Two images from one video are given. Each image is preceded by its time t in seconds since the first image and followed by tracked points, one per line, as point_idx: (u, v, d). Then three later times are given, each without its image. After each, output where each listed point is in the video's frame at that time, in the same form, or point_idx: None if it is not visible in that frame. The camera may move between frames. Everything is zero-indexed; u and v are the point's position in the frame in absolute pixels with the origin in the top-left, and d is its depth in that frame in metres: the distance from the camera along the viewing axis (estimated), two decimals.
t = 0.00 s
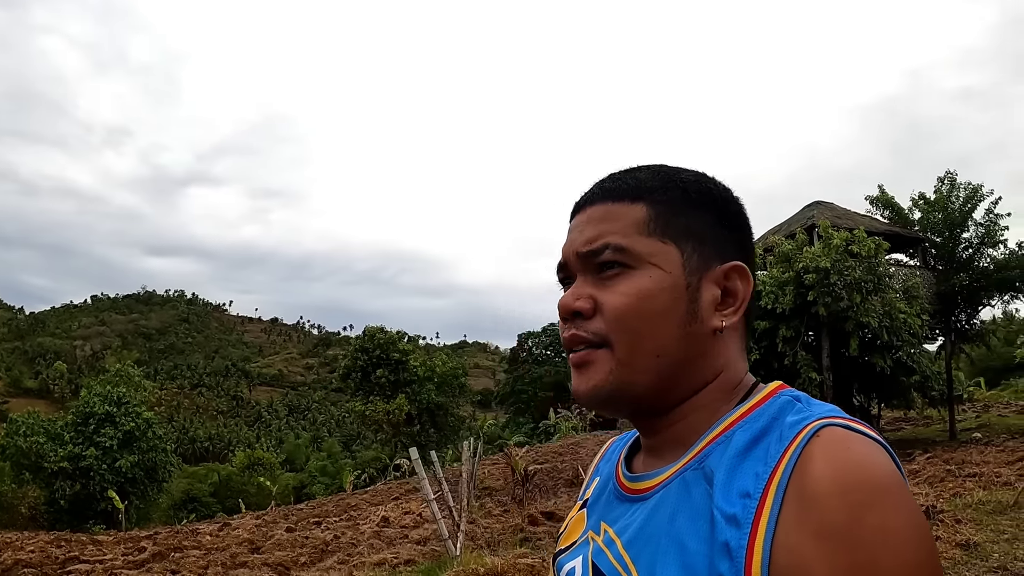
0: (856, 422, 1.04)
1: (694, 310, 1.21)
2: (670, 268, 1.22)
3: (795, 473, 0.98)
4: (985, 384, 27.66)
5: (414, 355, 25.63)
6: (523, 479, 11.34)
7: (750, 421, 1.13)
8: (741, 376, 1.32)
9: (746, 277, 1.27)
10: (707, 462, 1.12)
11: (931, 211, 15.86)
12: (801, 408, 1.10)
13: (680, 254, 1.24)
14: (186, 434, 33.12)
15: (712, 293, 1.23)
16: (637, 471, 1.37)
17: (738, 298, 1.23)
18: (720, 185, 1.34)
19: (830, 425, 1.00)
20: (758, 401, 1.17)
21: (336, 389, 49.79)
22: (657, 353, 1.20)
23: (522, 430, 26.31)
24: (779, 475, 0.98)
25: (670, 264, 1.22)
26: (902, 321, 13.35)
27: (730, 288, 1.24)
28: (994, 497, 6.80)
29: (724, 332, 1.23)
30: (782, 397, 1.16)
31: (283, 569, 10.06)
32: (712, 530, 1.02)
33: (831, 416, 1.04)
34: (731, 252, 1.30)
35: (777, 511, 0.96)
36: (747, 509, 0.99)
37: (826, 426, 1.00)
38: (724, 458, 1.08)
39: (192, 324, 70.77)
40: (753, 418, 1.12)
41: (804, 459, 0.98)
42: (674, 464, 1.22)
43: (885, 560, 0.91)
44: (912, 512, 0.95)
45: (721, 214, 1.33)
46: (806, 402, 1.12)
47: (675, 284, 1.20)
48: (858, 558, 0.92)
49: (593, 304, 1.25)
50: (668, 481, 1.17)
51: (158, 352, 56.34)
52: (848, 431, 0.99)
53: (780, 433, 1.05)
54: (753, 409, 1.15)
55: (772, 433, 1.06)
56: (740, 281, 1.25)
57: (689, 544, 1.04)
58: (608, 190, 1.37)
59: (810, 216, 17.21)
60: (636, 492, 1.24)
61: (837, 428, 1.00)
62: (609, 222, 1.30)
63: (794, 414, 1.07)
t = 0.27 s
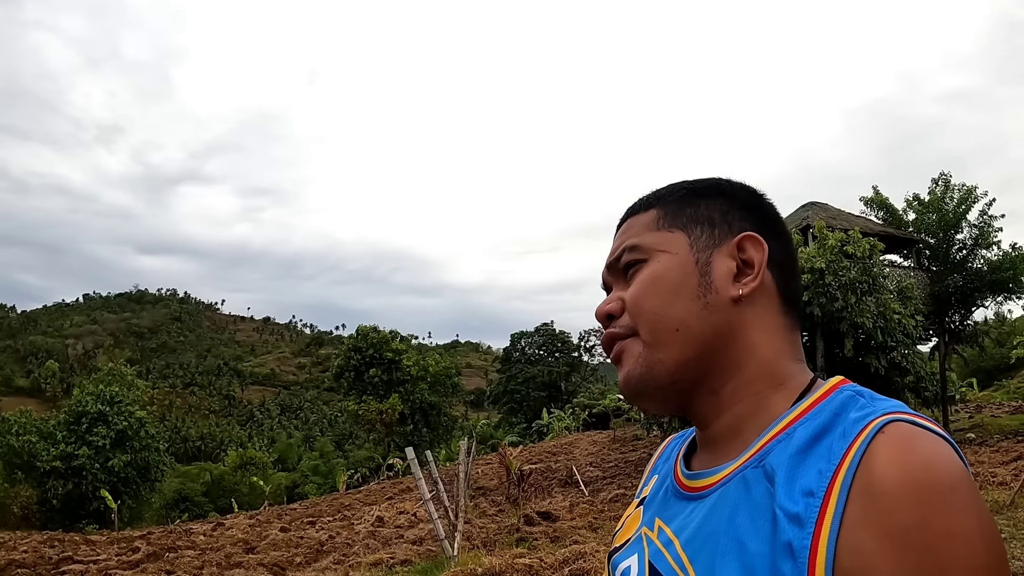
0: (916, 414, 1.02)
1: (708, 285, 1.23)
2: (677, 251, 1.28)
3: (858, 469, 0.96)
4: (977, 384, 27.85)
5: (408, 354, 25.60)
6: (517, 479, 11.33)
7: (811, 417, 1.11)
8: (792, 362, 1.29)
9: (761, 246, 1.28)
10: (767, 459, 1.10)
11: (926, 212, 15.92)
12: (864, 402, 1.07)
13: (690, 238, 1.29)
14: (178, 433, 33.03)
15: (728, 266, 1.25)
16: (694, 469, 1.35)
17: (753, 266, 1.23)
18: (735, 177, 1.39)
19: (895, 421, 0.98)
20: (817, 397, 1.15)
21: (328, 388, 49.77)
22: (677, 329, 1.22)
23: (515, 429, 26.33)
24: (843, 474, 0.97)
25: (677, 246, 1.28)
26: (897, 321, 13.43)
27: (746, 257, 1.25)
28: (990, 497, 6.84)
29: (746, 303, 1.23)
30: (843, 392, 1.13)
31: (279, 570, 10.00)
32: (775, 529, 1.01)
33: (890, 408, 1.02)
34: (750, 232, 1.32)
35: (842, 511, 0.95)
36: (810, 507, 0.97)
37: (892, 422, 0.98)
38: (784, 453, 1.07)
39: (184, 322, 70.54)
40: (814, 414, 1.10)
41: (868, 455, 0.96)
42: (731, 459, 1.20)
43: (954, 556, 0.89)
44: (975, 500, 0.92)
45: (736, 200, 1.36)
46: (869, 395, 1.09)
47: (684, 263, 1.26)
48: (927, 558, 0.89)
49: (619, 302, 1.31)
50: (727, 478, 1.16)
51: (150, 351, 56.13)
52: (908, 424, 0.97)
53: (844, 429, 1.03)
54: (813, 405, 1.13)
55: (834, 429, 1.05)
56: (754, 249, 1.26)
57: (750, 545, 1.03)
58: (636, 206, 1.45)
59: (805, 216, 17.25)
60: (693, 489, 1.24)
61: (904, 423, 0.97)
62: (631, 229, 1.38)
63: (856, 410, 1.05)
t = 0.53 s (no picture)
0: (936, 418, 1.01)
1: (725, 290, 1.22)
2: (694, 255, 1.27)
3: (878, 472, 0.95)
4: (973, 385, 27.94)
5: (404, 355, 25.59)
6: (515, 480, 11.30)
7: (826, 421, 1.10)
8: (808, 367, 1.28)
9: (779, 252, 1.27)
10: (782, 463, 1.09)
11: (922, 213, 15.99)
12: (880, 406, 1.06)
13: (706, 243, 1.29)
14: (174, 434, 32.98)
15: (745, 271, 1.24)
16: (708, 474, 1.35)
17: (770, 272, 1.23)
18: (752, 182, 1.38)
19: (911, 423, 0.97)
20: (834, 401, 1.14)
21: (324, 389, 49.77)
22: (694, 336, 1.22)
23: (512, 430, 26.33)
24: (860, 475, 0.96)
25: (694, 251, 1.27)
26: (893, 321, 13.43)
27: (762, 263, 1.25)
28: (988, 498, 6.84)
29: (762, 308, 1.22)
30: (860, 397, 1.12)
31: (277, 571, 9.97)
32: (790, 534, 1.00)
33: (909, 412, 1.01)
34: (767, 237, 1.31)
35: (858, 514, 0.94)
36: (828, 512, 0.96)
37: (908, 425, 0.97)
38: (801, 459, 1.06)
39: (180, 323, 70.43)
40: (829, 418, 1.09)
41: (887, 458, 0.95)
42: (745, 464, 1.20)
43: (975, 561, 0.88)
44: (994, 504, 0.91)
45: (752, 204, 1.35)
46: (884, 399, 1.08)
47: (700, 268, 1.25)
48: (947, 561, 0.89)
49: (635, 305, 1.30)
50: (742, 483, 1.15)
51: (147, 351, 56.04)
52: (929, 429, 0.96)
53: (860, 433, 1.02)
54: (826, 411, 1.12)
55: (851, 434, 1.03)
56: (770, 254, 1.25)
57: (766, 549, 1.02)
58: (649, 210, 1.45)
59: (802, 217, 17.27)
60: (707, 495, 1.23)
61: (921, 427, 0.96)
62: (644, 232, 1.37)
63: (873, 414, 1.04)
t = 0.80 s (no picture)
0: (910, 417, 1.00)
1: (701, 291, 1.22)
2: (670, 256, 1.26)
3: (854, 470, 0.94)
4: (971, 384, 27.94)
5: (402, 356, 25.58)
6: (512, 480, 11.29)
7: (802, 420, 1.09)
8: (785, 365, 1.28)
9: (755, 251, 1.25)
10: (759, 462, 1.08)
11: (920, 213, 15.92)
12: (856, 405, 1.06)
13: (683, 243, 1.27)
14: (173, 435, 32.96)
15: (720, 272, 1.23)
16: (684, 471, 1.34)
17: (747, 272, 1.22)
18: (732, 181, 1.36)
19: (887, 422, 0.97)
20: (809, 399, 1.13)
21: (323, 390, 49.73)
22: (668, 338, 1.21)
23: (510, 431, 26.31)
24: (836, 474, 0.95)
25: (670, 252, 1.26)
26: (891, 321, 13.39)
27: (738, 263, 1.23)
28: (985, 497, 6.82)
29: (738, 310, 1.21)
30: (835, 395, 1.12)
31: (275, 572, 9.95)
32: (769, 531, 0.99)
33: (884, 410, 1.01)
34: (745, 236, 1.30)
35: (834, 512, 0.93)
36: (804, 510, 0.96)
37: (885, 423, 0.96)
38: (777, 456, 1.06)
39: (178, 324, 70.38)
40: (805, 417, 1.09)
41: (863, 457, 0.94)
42: (722, 463, 1.19)
43: (954, 561, 0.88)
44: (968, 501, 0.91)
45: (732, 202, 1.34)
46: (860, 398, 1.08)
47: (676, 268, 1.24)
48: (926, 561, 0.88)
49: (611, 305, 1.29)
50: (718, 480, 1.14)
51: (145, 353, 55.99)
52: (905, 427, 0.96)
53: (836, 431, 1.01)
54: (803, 408, 1.11)
55: (826, 432, 1.03)
56: (746, 254, 1.24)
57: (745, 547, 1.01)
58: (628, 207, 1.44)
59: (799, 217, 17.26)
60: (683, 492, 1.22)
61: (897, 425, 0.96)
62: (621, 232, 1.36)
63: (848, 413, 1.04)
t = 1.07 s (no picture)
0: (872, 417, 1.02)
1: (685, 292, 1.21)
2: (658, 251, 1.24)
3: (815, 465, 0.96)
4: (971, 384, 27.97)
5: (402, 356, 25.61)
6: (510, 479, 11.29)
7: (766, 415, 1.11)
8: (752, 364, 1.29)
9: (745, 259, 1.24)
10: (722, 456, 1.10)
11: (918, 212, 15.93)
12: (817, 402, 1.08)
13: (673, 238, 1.26)
14: (172, 436, 32.99)
15: (706, 274, 1.22)
16: (650, 464, 1.36)
17: (733, 278, 1.21)
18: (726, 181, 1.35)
19: (847, 419, 0.98)
20: (772, 396, 1.15)
21: (323, 390, 49.76)
22: (646, 333, 1.21)
23: (510, 431, 26.33)
24: (796, 468, 0.96)
25: (659, 246, 1.25)
26: (889, 320, 13.38)
27: (725, 268, 1.23)
28: (981, 496, 6.82)
29: (718, 315, 1.21)
30: (797, 393, 1.14)
31: (273, 571, 9.96)
32: (729, 525, 1.00)
33: (846, 408, 1.03)
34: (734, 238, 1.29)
35: (793, 505, 0.94)
36: (766, 503, 0.96)
37: (845, 421, 0.98)
38: (740, 451, 1.07)
39: (177, 325, 70.41)
40: (768, 413, 1.11)
41: (823, 453, 0.96)
42: (687, 457, 1.20)
43: (912, 552, 0.89)
44: (924, 500, 0.92)
45: (727, 201, 1.33)
46: (821, 395, 1.10)
47: (662, 263, 1.23)
48: (886, 557, 0.89)
49: (589, 288, 1.29)
50: (683, 474, 1.15)
51: (145, 353, 56.04)
52: (863, 425, 0.97)
53: (798, 426, 1.03)
54: (765, 404, 1.13)
55: (788, 427, 1.05)
56: (735, 261, 1.23)
57: (707, 539, 1.01)
58: (618, 184, 1.41)
59: (798, 217, 17.26)
60: (646, 486, 1.23)
61: (855, 422, 0.98)
62: (611, 211, 1.34)
63: (809, 410, 1.06)
